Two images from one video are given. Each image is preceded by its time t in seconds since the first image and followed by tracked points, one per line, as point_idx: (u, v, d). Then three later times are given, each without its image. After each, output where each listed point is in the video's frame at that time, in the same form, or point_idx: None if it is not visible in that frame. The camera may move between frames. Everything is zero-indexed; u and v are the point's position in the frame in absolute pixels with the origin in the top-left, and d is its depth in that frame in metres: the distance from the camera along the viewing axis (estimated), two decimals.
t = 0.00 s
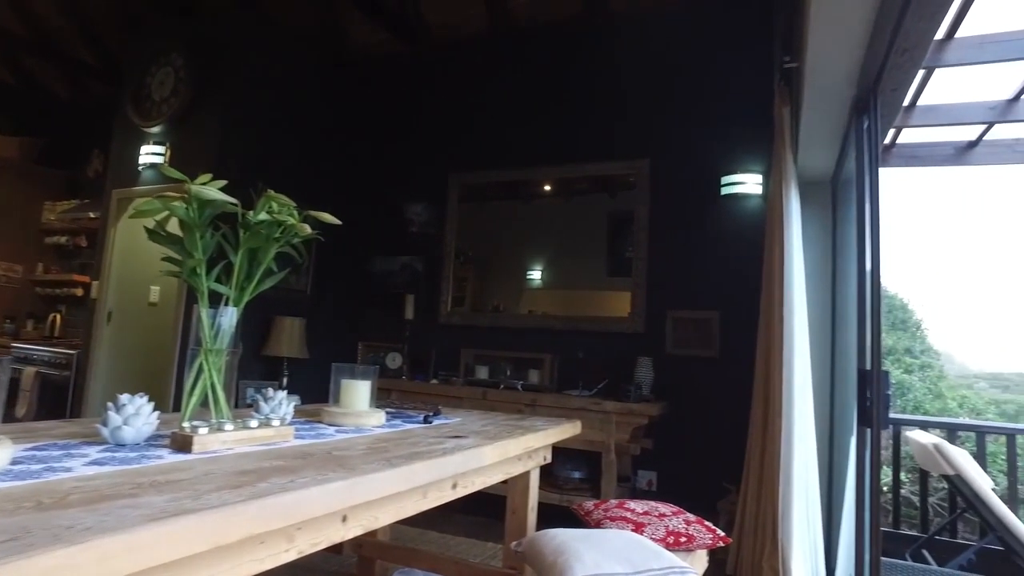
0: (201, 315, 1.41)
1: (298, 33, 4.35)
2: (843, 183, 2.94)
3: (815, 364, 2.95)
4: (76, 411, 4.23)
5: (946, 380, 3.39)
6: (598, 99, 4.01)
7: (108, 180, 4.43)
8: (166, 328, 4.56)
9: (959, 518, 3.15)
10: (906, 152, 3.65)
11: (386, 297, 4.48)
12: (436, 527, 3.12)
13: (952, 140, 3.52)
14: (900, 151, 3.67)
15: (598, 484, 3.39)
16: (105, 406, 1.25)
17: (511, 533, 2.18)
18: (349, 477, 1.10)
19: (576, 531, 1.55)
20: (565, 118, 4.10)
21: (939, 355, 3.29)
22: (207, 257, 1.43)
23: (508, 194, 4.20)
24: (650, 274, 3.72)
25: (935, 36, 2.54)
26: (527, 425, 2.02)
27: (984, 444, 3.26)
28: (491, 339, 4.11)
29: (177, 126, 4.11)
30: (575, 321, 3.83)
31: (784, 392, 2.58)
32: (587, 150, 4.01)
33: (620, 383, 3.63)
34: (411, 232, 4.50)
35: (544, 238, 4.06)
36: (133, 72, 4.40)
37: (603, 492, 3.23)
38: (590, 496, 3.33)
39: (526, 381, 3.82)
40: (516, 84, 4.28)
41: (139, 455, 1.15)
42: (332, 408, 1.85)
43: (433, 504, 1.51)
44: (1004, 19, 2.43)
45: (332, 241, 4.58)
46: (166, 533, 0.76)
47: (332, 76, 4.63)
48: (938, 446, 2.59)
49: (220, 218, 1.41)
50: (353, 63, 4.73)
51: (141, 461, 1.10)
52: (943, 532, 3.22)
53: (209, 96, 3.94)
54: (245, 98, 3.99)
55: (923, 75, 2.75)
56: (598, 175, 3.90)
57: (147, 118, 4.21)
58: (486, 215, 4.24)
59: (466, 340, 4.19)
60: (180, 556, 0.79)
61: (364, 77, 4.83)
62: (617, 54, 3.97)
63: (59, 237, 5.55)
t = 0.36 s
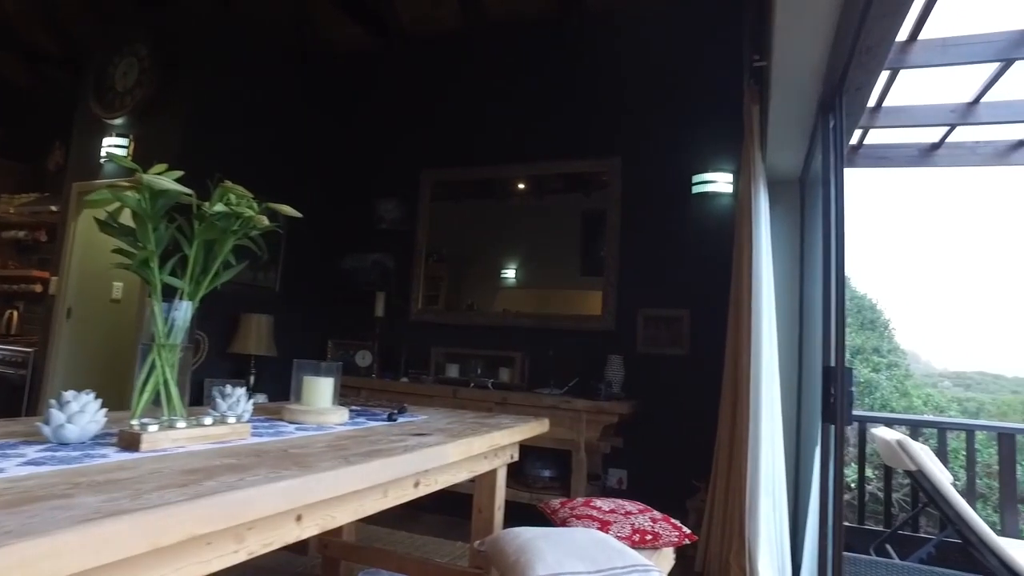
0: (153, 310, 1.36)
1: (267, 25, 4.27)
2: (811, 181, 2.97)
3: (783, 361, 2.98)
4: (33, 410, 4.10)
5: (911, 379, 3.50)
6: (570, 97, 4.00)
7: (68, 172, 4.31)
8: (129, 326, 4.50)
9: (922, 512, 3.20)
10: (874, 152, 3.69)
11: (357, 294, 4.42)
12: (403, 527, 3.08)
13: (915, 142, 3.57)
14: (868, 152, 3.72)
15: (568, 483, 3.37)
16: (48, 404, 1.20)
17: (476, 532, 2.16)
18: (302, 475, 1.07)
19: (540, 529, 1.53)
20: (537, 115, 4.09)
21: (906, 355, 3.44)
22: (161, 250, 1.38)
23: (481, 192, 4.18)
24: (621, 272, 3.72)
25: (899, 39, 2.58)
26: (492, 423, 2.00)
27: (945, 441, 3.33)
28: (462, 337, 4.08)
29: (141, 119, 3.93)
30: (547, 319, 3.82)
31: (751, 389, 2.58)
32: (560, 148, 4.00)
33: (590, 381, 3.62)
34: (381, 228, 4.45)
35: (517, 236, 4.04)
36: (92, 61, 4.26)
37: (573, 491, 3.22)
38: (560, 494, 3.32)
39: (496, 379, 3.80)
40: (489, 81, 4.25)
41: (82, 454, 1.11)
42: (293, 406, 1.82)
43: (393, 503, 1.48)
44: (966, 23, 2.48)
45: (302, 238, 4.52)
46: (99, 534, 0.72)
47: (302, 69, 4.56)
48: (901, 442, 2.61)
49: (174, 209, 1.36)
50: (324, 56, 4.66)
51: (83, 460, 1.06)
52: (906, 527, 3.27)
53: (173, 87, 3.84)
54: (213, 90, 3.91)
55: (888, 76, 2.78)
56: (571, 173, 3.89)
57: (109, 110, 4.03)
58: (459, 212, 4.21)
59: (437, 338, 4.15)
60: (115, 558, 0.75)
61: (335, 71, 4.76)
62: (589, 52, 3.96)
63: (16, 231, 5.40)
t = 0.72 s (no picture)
0: (107, 306, 1.32)
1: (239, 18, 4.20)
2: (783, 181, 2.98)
3: (756, 360, 2.98)
4: None
5: (884, 378, 3.56)
6: (546, 96, 3.98)
7: (31, 165, 4.20)
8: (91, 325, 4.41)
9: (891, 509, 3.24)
10: (846, 152, 3.77)
11: (330, 293, 4.37)
12: (374, 529, 3.03)
13: (886, 144, 3.67)
14: (840, 152, 3.80)
15: (541, 483, 3.35)
16: None
17: (445, 533, 2.13)
18: (257, 477, 1.03)
19: (507, 531, 1.51)
20: (514, 113, 4.07)
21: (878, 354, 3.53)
22: (115, 243, 1.33)
23: (456, 189, 4.15)
24: (596, 271, 3.71)
25: (871, 38, 2.60)
26: (462, 423, 1.98)
27: (914, 438, 3.36)
28: (436, 336, 4.05)
29: (105, 112, 3.88)
30: (522, 318, 3.80)
31: (724, 389, 2.58)
32: (536, 146, 3.99)
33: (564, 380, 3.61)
34: (355, 226, 4.40)
35: (493, 235, 4.02)
36: (57, 52, 4.15)
37: (547, 491, 3.20)
38: (534, 495, 3.30)
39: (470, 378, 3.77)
40: (465, 78, 4.23)
41: (24, 456, 1.06)
42: (256, 406, 1.77)
43: (357, 505, 1.45)
44: (934, 26, 2.51)
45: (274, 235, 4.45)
46: (27, 540, 0.68)
47: (275, 64, 4.49)
48: (871, 440, 2.62)
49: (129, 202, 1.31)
50: (298, 52, 4.60)
51: (24, 463, 1.01)
52: (876, 525, 3.29)
53: (141, 80, 3.75)
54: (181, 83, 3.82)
55: (858, 78, 2.81)
56: (546, 171, 3.88)
57: (74, 102, 3.98)
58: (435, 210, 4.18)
59: (411, 337, 4.11)
60: (45, 567, 0.71)
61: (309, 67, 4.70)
62: (566, 50, 3.95)
63: None
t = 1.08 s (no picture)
0: (55, 301, 1.27)
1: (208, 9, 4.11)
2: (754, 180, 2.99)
3: (726, 359, 2.98)
4: None
5: (856, 376, 3.69)
6: (521, 93, 3.96)
7: None
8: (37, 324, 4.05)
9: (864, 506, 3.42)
10: (817, 153, 3.76)
11: (301, 290, 4.31)
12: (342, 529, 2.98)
13: (856, 144, 3.68)
14: (811, 153, 3.78)
15: (513, 482, 3.33)
16: None
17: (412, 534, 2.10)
18: (205, 477, 0.99)
19: (471, 531, 1.49)
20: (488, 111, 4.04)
21: (849, 353, 3.67)
22: (62, 235, 1.28)
23: (430, 186, 4.12)
24: (570, 269, 3.70)
25: (838, 39, 2.61)
26: (428, 421, 1.95)
27: (882, 436, 3.39)
28: (409, 334, 4.01)
29: (66, 103, 3.70)
30: (495, 316, 3.77)
31: (693, 386, 2.58)
32: (510, 143, 3.97)
33: (537, 379, 3.60)
34: (328, 223, 4.34)
35: (467, 233, 3.99)
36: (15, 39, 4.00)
37: (518, 491, 3.18)
38: (505, 494, 3.28)
39: (442, 376, 3.74)
40: (439, 73, 4.19)
41: None
42: (215, 404, 1.73)
43: (315, 505, 1.42)
44: (902, 27, 2.53)
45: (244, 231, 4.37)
46: None
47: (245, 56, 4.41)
48: (840, 438, 2.59)
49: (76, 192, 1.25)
50: (268, 44, 4.52)
51: None
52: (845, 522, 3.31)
53: (105, 70, 3.62)
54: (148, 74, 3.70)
55: (828, 78, 2.83)
56: (520, 169, 3.86)
57: (33, 91, 3.80)
58: (408, 207, 4.14)
59: (383, 335, 4.07)
60: None
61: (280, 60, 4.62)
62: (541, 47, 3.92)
63: None
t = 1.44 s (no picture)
0: None
1: None
2: (727, 179, 2.99)
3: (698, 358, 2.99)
4: None
5: (831, 375, 3.99)
6: (497, 90, 3.93)
7: None
8: None
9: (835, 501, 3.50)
10: (792, 152, 3.72)
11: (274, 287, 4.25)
12: (311, 529, 2.94)
13: (829, 144, 3.66)
14: (786, 152, 3.74)
15: (486, 481, 3.31)
16: None
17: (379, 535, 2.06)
18: (149, 477, 0.95)
19: (434, 530, 1.46)
20: (465, 108, 4.00)
21: (824, 353, 3.98)
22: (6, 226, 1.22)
23: (405, 182, 4.07)
24: (544, 267, 3.68)
25: (809, 38, 2.62)
26: (395, 419, 1.92)
27: (853, 434, 3.41)
28: (381, 332, 3.97)
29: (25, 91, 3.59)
30: (468, 314, 3.74)
31: (665, 385, 2.58)
32: (486, 140, 3.94)
33: (510, 377, 3.58)
34: (300, 219, 4.28)
35: (442, 231, 3.96)
36: None
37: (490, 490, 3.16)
38: (477, 493, 3.25)
39: (415, 375, 3.70)
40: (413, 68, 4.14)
41: None
42: (174, 402, 1.67)
43: (274, 505, 1.38)
44: (872, 27, 2.54)
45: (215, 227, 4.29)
46: None
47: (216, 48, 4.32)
48: (810, 436, 2.60)
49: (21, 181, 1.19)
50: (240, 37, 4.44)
51: None
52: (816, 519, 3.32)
53: (68, 59, 3.51)
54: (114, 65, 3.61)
55: (800, 75, 2.82)
56: (495, 166, 3.84)
57: None
58: (382, 204, 4.09)
59: (355, 333, 4.02)
60: None
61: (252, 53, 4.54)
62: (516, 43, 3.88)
63: None
